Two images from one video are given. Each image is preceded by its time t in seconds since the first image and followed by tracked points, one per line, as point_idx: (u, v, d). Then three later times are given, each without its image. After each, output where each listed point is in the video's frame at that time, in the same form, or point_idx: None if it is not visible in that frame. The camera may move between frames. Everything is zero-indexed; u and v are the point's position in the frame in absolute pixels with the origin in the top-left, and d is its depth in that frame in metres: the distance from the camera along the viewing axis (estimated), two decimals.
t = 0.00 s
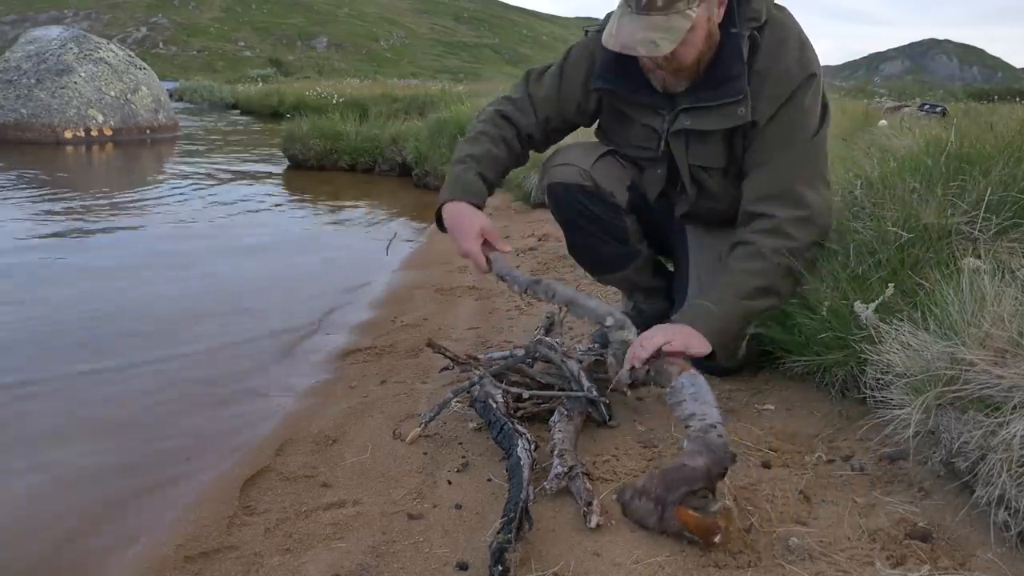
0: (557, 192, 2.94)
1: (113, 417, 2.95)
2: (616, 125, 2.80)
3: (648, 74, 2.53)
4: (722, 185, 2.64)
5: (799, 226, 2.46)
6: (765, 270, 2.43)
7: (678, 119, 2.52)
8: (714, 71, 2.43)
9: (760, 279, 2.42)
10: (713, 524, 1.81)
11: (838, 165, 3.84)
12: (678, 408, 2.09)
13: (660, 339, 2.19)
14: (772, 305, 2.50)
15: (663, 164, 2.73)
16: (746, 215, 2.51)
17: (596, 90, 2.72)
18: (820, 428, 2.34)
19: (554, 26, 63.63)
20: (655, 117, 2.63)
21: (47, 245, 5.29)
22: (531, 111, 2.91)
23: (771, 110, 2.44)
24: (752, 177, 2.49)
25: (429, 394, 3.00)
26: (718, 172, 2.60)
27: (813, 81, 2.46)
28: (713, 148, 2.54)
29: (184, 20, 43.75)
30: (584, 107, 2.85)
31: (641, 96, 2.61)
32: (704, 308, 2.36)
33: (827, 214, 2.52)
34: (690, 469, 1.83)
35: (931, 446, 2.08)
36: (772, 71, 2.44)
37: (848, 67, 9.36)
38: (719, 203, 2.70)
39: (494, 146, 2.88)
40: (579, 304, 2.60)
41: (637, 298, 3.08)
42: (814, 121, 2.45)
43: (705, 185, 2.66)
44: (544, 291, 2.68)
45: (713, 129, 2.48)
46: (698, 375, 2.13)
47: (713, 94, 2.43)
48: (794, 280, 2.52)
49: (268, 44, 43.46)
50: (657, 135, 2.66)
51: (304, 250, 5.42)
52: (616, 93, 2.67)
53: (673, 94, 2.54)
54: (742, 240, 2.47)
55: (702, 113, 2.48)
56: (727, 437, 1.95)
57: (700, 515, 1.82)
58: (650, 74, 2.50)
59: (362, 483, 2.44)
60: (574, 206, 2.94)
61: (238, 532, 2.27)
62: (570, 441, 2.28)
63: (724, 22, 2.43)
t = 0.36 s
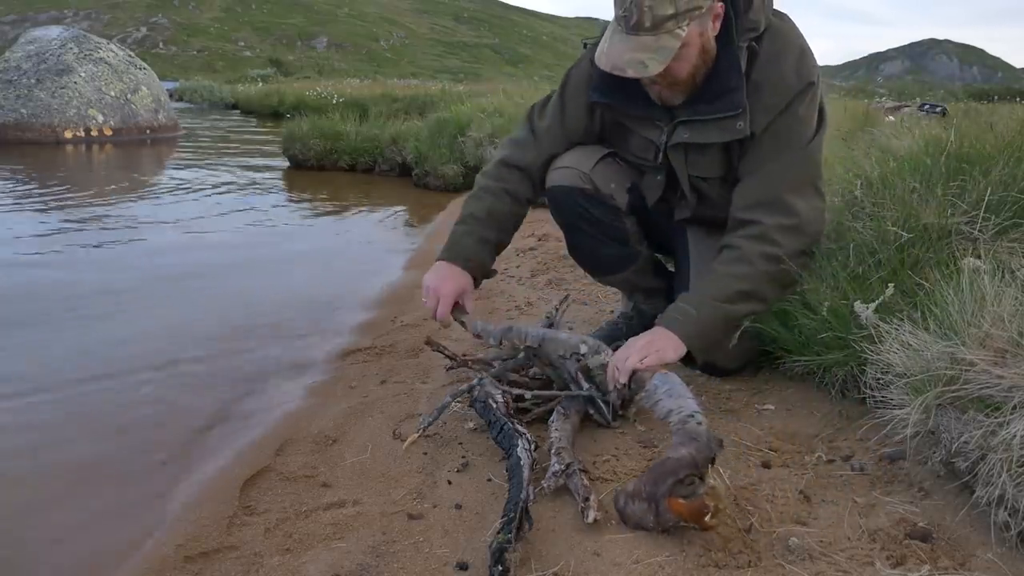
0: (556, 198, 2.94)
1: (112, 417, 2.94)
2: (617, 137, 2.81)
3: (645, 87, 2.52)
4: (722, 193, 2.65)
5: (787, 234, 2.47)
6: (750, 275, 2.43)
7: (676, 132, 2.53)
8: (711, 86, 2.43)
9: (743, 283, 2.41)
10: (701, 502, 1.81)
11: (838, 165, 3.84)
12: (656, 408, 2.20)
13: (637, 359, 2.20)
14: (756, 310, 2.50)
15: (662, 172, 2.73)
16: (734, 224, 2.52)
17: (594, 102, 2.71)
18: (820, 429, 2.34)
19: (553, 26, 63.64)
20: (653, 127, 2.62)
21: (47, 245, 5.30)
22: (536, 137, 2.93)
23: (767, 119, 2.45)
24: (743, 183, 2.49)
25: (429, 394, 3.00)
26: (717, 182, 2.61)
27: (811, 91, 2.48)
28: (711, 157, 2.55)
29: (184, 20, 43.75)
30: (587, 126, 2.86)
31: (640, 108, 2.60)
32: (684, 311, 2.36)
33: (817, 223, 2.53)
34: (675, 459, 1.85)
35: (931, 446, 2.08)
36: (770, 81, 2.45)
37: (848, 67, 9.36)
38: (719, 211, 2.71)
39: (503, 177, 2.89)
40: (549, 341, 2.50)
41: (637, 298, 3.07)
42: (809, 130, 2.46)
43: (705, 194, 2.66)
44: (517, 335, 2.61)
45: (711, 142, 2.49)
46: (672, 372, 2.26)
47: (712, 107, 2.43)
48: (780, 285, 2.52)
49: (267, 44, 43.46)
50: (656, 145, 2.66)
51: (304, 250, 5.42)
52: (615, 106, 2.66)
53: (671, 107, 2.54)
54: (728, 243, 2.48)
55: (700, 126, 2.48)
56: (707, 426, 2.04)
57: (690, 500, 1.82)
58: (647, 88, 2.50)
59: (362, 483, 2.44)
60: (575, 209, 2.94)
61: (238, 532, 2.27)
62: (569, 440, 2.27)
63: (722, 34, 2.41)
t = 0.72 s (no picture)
0: (555, 196, 2.91)
1: (112, 417, 2.94)
2: (616, 136, 2.81)
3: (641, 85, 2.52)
4: (721, 190, 2.65)
5: (787, 227, 2.47)
6: (751, 267, 2.43)
7: (673, 128, 2.53)
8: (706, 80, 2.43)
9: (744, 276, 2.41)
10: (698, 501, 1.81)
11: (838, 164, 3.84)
12: (652, 408, 2.22)
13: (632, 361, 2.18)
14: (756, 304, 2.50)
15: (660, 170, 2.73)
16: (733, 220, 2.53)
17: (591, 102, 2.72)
18: (820, 429, 2.34)
19: (553, 26, 63.64)
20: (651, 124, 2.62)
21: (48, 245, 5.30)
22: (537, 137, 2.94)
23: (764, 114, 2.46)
24: (742, 179, 2.50)
25: (429, 394, 3.00)
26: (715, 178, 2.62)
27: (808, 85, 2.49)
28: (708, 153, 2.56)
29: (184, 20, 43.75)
30: (585, 126, 2.87)
31: (637, 107, 2.61)
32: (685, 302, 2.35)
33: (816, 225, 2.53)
34: (669, 458, 1.85)
35: (931, 446, 2.08)
36: (766, 77, 2.46)
37: (848, 67, 9.35)
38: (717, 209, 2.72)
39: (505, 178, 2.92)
40: (546, 345, 2.52)
41: (637, 298, 3.07)
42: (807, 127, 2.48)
43: (705, 192, 2.67)
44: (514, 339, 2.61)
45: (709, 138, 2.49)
46: (666, 372, 2.28)
47: (708, 102, 2.43)
48: (782, 280, 2.52)
49: (267, 44, 43.46)
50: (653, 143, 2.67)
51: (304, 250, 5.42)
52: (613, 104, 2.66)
53: (667, 103, 2.54)
54: (729, 237, 2.49)
55: (696, 122, 2.48)
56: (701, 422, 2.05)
57: (685, 498, 1.82)
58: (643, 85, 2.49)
59: (362, 483, 2.44)
60: (574, 208, 2.92)
61: (238, 532, 2.27)
62: (569, 441, 2.27)
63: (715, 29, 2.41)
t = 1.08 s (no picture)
0: (558, 193, 2.91)
1: (112, 417, 2.94)
2: (619, 132, 2.82)
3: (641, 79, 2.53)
4: (723, 183, 2.65)
5: (800, 211, 2.45)
6: (763, 249, 2.41)
7: (677, 117, 2.53)
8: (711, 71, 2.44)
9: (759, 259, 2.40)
10: (695, 504, 1.82)
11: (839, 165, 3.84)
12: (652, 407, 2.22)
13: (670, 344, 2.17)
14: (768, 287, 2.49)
15: (665, 164, 2.72)
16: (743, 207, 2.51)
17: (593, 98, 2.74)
18: (820, 429, 2.34)
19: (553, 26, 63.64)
20: (655, 116, 2.62)
21: (47, 245, 5.30)
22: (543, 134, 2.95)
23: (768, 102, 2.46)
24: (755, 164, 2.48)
25: (429, 394, 3.00)
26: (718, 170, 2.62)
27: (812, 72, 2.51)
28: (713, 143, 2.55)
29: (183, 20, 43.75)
30: (589, 123, 2.87)
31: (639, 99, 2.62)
32: (702, 278, 2.31)
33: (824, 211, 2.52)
34: (667, 459, 1.85)
35: (931, 446, 2.08)
36: (769, 68, 2.47)
37: (848, 67, 9.35)
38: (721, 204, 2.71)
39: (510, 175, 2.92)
40: (546, 346, 2.49)
41: (637, 298, 3.07)
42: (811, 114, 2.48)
43: (710, 185, 2.66)
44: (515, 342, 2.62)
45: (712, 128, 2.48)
46: (665, 372, 2.30)
47: (711, 93, 2.44)
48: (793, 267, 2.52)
49: (267, 44, 43.48)
50: (658, 137, 2.67)
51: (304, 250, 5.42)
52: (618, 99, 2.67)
53: (670, 95, 2.55)
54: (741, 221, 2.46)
55: (699, 113, 2.49)
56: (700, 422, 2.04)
57: (684, 500, 1.82)
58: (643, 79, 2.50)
59: (362, 483, 2.44)
60: (577, 204, 2.91)
61: (238, 532, 2.27)
62: (569, 441, 2.27)
63: (716, 21, 2.43)
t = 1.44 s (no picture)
0: (558, 192, 2.87)
1: (111, 417, 2.94)
2: (618, 136, 2.85)
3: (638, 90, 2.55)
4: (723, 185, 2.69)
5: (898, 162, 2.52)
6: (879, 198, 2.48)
7: (675, 121, 2.56)
8: (706, 76, 2.48)
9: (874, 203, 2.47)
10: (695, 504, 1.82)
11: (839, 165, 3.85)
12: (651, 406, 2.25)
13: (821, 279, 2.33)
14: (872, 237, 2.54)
15: (665, 167, 2.77)
16: (845, 169, 2.54)
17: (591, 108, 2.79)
18: (820, 429, 2.34)
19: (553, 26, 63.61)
20: (653, 120, 2.66)
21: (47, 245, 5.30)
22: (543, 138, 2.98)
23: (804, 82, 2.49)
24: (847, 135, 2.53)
25: (429, 394, 3.00)
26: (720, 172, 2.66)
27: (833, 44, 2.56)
28: (713, 147, 2.58)
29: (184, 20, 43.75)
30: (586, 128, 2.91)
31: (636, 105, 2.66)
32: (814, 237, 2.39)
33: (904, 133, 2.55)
34: (668, 460, 1.86)
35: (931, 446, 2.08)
36: (776, 63, 2.49)
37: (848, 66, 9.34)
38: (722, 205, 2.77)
39: (507, 181, 2.95)
40: (546, 346, 2.53)
41: (637, 298, 3.07)
42: (849, 75, 2.50)
43: (711, 186, 2.70)
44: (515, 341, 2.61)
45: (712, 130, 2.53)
46: (665, 371, 2.33)
47: (709, 97, 2.49)
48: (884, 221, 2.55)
49: (268, 44, 43.47)
50: (657, 140, 2.70)
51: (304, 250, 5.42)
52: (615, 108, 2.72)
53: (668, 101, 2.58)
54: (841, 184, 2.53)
55: (698, 116, 2.52)
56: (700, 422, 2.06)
57: (684, 500, 1.82)
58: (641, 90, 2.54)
59: (362, 483, 2.44)
60: (575, 206, 2.88)
61: (238, 532, 2.27)
62: (569, 441, 2.27)
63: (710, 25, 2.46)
